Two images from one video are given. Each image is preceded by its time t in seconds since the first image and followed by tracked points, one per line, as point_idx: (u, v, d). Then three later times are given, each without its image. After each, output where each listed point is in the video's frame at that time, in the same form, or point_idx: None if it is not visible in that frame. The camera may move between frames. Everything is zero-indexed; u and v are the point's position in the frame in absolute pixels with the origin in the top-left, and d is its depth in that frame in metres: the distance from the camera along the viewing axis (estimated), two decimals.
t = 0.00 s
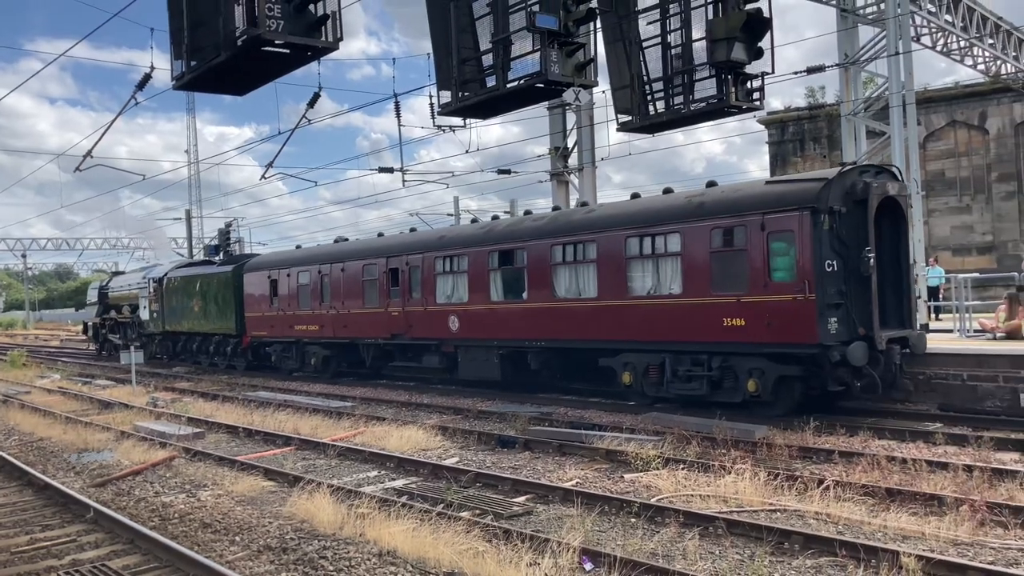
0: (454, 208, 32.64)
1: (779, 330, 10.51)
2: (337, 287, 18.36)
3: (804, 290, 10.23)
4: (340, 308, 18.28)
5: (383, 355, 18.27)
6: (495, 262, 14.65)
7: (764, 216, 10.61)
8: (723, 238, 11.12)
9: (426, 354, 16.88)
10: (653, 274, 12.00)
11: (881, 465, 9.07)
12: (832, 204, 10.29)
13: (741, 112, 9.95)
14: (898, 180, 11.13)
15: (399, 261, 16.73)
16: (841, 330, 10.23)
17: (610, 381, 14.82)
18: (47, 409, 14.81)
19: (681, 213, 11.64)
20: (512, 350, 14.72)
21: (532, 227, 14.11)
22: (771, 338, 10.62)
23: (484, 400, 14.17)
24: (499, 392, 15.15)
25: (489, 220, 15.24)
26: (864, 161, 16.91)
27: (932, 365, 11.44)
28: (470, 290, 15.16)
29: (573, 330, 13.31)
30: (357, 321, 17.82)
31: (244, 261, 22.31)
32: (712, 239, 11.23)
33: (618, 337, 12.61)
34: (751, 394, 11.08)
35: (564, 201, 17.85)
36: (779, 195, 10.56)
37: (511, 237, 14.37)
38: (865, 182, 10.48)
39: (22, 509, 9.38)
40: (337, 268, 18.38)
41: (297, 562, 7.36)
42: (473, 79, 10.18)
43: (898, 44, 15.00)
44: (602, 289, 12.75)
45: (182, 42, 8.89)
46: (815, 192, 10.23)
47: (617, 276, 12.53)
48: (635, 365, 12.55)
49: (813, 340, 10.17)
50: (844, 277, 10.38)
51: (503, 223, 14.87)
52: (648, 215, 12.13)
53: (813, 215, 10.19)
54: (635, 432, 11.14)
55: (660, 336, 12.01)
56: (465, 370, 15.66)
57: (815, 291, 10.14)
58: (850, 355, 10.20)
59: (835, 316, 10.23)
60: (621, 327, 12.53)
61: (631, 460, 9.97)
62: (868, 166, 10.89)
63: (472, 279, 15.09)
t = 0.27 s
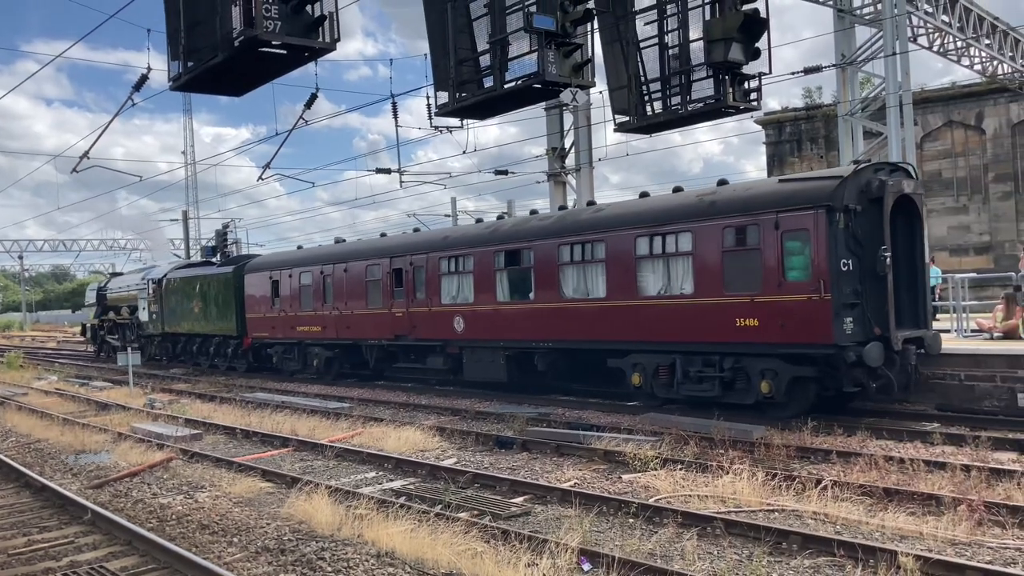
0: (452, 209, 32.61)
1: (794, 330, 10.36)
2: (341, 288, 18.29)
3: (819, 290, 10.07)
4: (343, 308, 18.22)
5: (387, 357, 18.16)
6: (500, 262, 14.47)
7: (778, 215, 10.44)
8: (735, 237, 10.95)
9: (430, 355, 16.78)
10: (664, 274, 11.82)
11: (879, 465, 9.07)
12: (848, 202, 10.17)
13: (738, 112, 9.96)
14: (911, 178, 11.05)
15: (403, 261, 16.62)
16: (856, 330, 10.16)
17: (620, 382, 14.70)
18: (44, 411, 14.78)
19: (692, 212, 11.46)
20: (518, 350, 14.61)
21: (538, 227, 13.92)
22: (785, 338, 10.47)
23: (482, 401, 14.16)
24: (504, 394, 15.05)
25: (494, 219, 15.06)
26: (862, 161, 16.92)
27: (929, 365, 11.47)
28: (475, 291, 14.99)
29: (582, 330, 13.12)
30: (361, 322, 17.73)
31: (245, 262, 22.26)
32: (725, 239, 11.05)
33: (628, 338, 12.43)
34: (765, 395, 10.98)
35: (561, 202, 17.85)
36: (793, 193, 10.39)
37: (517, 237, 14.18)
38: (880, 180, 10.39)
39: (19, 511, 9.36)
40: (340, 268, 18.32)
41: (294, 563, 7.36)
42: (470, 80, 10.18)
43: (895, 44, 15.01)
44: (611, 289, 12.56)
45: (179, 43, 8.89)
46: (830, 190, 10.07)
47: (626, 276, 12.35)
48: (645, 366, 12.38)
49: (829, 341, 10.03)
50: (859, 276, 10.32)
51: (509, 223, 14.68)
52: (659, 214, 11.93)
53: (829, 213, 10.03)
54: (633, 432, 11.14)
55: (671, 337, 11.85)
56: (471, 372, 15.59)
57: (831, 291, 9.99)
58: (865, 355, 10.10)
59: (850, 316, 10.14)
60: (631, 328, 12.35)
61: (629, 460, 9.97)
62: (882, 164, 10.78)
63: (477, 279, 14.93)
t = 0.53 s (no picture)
0: (450, 210, 32.57)
1: (810, 330, 10.13)
2: (345, 287, 18.18)
3: (835, 290, 9.85)
4: (348, 308, 18.11)
5: (392, 357, 18.07)
6: (508, 262, 14.30)
7: (793, 214, 10.21)
8: (749, 236, 10.74)
9: (436, 356, 16.65)
10: (676, 274, 11.62)
11: (878, 466, 9.08)
12: (864, 201, 9.91)
13: (737, 113, 9.97)
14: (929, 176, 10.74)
15: (408, 261, 16.51)
16: (873, 331, 9.87)
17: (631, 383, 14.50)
18: (43, 412, 14.77)
19: (704, 211, 11.25)
20: (526, 351, 14.44)
21: (546, 226, 13.74)
22: (801, 339, 10.24)
23: (481, 402, 14.15)
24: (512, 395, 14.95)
25: (501, 219, 14.88)
26: (860, 161, 16.94)
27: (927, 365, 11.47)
28: (482, 291, 14.82)
29: (592, 331, 12.94)
30: (366, 322, 17.62)
31: (248, 262, 22.23)
32: (738, 238, 10.84)
33: (639, 339, 12.23)
34: (779, 397, 10.74)
35: (560, 203, 17.85)
36: (808, 191, 10.16)
37: (524, 236, 14.00)
38: (897, 177, 10.09)
39: (18, 512, 9.36)
40: (344, 268, 18.20)
41: (293, 564, 7.36)
42: (469, 80, 10.18)
43: (893, 45, 15.03)
44: (621, 290, 12.36)
45: (178, 44, 8.88)
46: (847, 188, 9.83)
47: (637, 276, 12.14)
48: (656, 367, 12.17)
49: (846, 341, 9.79)
50: (877, 276, 10.04)
51: (516, 222, 14.50)
52: (670, 213, 11.72)
53: (845, 212, 9.80)
54: (632, 433, 11.13)
55: (683, 337, 11.64)
56: (477, 373, 15.43)
57: (848, 291, 9.76)
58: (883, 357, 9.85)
59: (868, 317, 9.87)
60: (643, 329, 12.15)
61: (628, 461, 9.97)
62: (899, 161, 10.45)
63: (484, 279, 14.76)
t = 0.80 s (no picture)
0: (448, 210, 32.57)
1: (825, 332, 9.97)
2: (348, 288, 18.07)
3: (851, 290, 9.70)
4: (350, 309, 17.99)
5: (395, 358, 17.97)
6: (514, 262, 14.17)
7: (808, 213, 10.06)
8: (763, 236, 10.59)
9: (439, 357, 16.44)
10: (687, 275, 11.47)
11: (874, 467, 9.09)
12: (881, 201, 9.77)
13: (734, 115, 9.99)
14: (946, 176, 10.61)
15: (412, 262, 16.40)
16: (889, 333, 9.73)
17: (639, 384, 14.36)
18: (39, 412, 14.73)
19: (716, 210, 11.11)
20: (532, 352, 14.29)
21: (553, 226, 13.60)
22: (815, 341, 10.08)
23: (479, 403, 14.13)
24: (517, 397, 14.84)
25: (507, 218, 14.74)
26: (857, 163, 16.97)
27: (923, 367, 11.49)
28: (488, 291, 14.70)
29: (601, 332, 12.80)
30: (369, 323, 17.51)
31: (248, 262, 22.19)
32: (751, 238, 10.70)
33: (650, 340, 12.08)
34: (792, 400, 10.57)
35: (558, 204, 17.86)
36: (823, 191, 10.01)
37: (531, 236, 13.86)
38: (914, 177, 9.96)
39: (14, 513, 9.34)
40: (346, 268, 18.11)
41: (290, 565, 7.35)
42: (467, 82, 10.18)
43: (890, 47, 15.07)
44: (631, 290, 12.21)
45: (175, 44, 8.88)
46: (863, 188, 9.69)
47: (647, 276, 11.99)
48: (666, 369, 12.01)
49: (862, 344, 9.64)
50: (893, 276, 9.90)
51: (523, 222, 14.36)
52: (682, 213, 11.57)
53: (862, 212, 9.66)
54: (629, 434, 11.12)
55: (694, 339, 11.49)
56: (483, 374, 15.28)
57: (864, 292, 9.61)
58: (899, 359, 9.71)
59: (884, 318, 9.72)
60: (652, 330, 12.00)
61: (625, 462, 9.97)
62: (916, 161, 10.34)
63: (490, 279, 14.64)
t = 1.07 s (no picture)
0: (444, 211, 32.55)
1: (838, 334, 9.88)
2: (349, 287, 17.98)
3: (866, 292, 9.62)
4: (352, 308, 17.92)
5: (396, 358, 17.90)
6: (520, 262, 14.07)
7: (821, 213, 9.99)
8: (775, 236, 10.51)
9: (442, 358, 16.31)
10: (697, 275, 11.38)
11: (868, 468, 9.11)
12: (896, 201, 9.71)
13: (731, 116, 10.00)
14: (960, 177, 10.56)
15: (415, 261, 16.30)
16: (904, 335, 9.65)
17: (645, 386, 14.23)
18: (33, 411, 14.69)
19: (727, 210, 11.03)
20: (537, 354, 14.17)
21: (560, 226, 13.50)
22: (828, 343, 9.98)
23: (474, 404, 14.12)
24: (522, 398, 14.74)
25: (512, 218, 14.64)
26: (853, 166, 17.00)
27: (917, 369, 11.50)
28: (493, 291, 14.58)
29: (608, 333, 12.67)
30: (371, 323, 17.42)
31: (247, 261, 22.11)
32: (763, 238, 10.61)
33: (658, 341, 11.96)
34: (804, 403, 10.45)
35: (554, 204, 17.87)
36: (837, 191, 9.94)
37: (537, 236, 13.78)
38: (930, 177, 9.90)
39: (7, 512, 9.31)
40: (348, 267, 18.03)
41: (284, 565, 7.34)
42: (463, 82, 10.18)
43: (886, 50, 15.10)
44: (639, 291, 12.11)
45: (172, 43, 8.86)
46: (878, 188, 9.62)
47: (656, 276, 11.90)
48: (674, 371, 11.87)
49: (877, 346, 9.55)
50: (907, 278, 9.83)
51: (528, 222, 14.26)
52: (692, 212, 11.48)
53: (877, 212, 9.59)
54: (624, 435, 11.13)
55: (703, 341, 11.38)
56: (487, 374, 15.18)
57: (878, 293, 9.53)
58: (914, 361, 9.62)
59: (899, 320, 9.65)
60: (661, 331, 11.89)
61: (620, 463, 9.98)
62: (931, 161, 10.28)
63: (495, 279, 14.53)
